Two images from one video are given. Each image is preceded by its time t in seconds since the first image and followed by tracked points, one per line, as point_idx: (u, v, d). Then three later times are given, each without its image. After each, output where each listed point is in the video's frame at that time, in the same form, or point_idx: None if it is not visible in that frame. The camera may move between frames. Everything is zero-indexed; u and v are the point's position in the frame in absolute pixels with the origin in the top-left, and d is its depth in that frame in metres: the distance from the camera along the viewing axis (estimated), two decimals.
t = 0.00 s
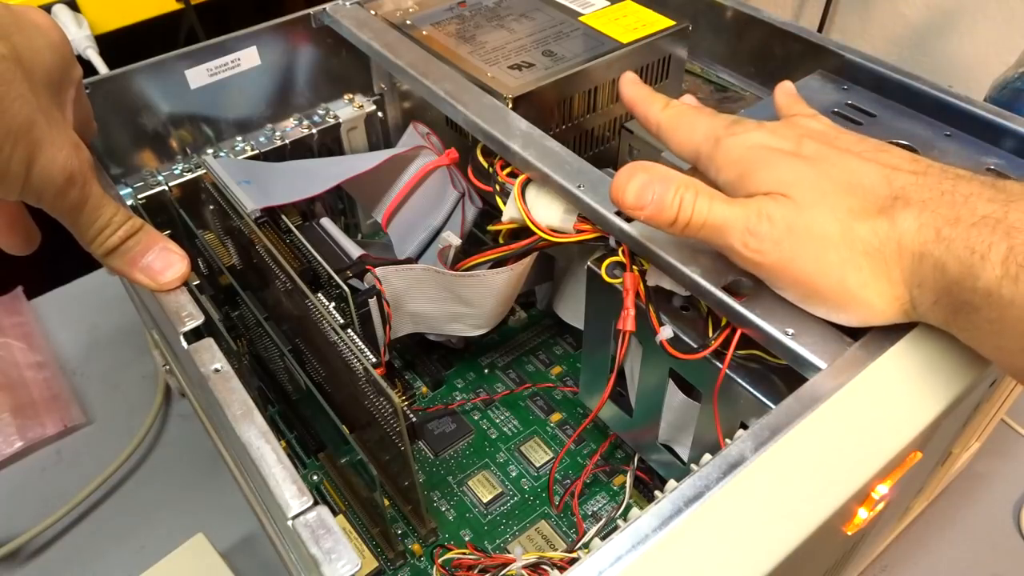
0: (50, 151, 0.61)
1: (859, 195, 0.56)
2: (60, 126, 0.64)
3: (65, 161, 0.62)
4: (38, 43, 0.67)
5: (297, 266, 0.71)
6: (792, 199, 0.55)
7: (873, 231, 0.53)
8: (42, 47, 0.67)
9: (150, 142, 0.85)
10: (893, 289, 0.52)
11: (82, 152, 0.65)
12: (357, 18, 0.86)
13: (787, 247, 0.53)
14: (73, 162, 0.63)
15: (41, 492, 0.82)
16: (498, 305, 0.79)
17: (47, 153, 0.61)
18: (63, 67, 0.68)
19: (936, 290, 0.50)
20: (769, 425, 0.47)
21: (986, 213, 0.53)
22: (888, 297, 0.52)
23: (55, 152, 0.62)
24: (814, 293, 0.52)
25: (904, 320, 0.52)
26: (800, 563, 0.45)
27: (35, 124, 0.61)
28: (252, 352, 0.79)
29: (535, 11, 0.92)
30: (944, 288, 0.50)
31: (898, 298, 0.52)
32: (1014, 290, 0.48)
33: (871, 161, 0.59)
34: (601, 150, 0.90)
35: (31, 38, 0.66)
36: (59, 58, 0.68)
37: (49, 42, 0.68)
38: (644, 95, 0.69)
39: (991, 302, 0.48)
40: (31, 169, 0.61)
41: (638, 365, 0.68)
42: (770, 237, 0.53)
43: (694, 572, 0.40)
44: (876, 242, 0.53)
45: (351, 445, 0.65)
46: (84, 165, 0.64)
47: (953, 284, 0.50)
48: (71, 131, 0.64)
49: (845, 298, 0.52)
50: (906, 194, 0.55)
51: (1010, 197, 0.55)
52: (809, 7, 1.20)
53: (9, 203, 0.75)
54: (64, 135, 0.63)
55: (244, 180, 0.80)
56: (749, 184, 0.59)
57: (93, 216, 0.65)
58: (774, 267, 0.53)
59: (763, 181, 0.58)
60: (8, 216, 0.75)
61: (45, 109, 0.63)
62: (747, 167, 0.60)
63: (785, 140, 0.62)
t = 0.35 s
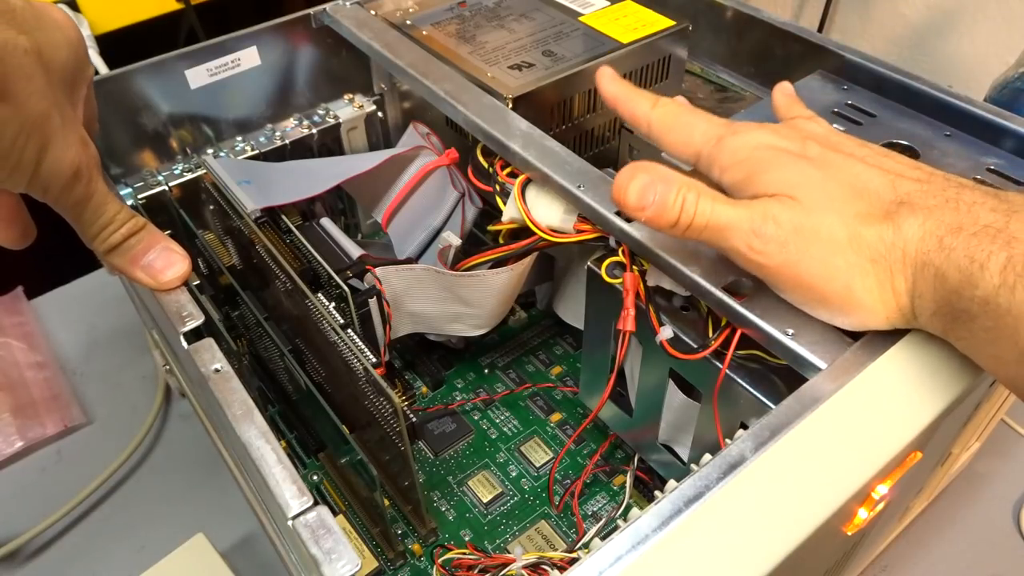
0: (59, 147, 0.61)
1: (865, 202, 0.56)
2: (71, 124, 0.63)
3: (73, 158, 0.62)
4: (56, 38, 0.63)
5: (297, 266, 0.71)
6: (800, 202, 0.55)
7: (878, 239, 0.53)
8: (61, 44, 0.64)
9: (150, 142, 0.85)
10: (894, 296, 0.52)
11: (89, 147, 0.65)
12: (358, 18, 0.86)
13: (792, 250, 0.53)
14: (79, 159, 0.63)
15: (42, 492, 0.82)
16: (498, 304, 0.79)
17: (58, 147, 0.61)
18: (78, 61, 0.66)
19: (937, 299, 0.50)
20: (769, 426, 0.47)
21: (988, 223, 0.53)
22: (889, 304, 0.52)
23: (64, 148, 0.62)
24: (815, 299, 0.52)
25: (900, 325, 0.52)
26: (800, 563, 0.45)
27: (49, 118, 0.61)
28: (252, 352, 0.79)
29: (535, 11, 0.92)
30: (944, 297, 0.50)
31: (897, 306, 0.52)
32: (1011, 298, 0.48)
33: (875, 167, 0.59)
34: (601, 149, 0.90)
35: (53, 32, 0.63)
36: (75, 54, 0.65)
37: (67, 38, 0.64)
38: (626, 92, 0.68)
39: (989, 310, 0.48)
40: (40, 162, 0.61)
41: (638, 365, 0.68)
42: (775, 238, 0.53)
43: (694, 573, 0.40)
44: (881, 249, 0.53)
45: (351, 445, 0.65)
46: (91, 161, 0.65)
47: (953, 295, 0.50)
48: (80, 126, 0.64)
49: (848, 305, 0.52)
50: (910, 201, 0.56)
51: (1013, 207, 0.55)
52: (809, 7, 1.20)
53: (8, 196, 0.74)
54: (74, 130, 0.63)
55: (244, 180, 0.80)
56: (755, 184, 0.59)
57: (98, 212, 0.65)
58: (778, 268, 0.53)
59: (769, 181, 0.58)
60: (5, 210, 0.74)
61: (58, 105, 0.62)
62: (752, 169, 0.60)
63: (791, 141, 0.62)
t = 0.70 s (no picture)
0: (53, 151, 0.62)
1: (942, 152, 0.56)
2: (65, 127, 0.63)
3: (67, 162, 0.63)
4: (51, 41, 0.64)
5: (297, 266, 0.71)
6: (873, 123, 0.56)
7: (947, 187, 0.53)
8: (57, 47, 0.64)
9: (150, 142, 0.85)
10: (945, 248, 0.52)
11: (83, 150, 0.65)
12: (357, 18, 0.86)
13: (858, 168, 0.54)
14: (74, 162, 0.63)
15: (42, 492, 0.82)
16: (497, 304, 0.79)
17: (51, 151, 0.61)
18: (74, 64, 0.67)
19: (986, 264, 0.50)
20: (769, 426, 0.47)
21: None
22: (936, 258, 0.52)
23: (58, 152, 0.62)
24: (862, 227, 0.54)
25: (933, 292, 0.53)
26: (801, 563, 0.45)
27: (43, 123, 0.61)
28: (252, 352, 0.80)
29: (535, 11, 0.92)
30: (997, 260, 0.50)
31: (945, 261, 0.52)
32: None
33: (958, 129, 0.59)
34: (601, 149, 0.90)
35: (47, 34, 0.63)
36: (71, 57, 0.66)
37: (61, 41, 0.65)
38: (706, 11, 0.67)
39: None
40: (32, 167, 0.61)
41: (638, 365, 0.68)
42: (845, 154, 0.54)
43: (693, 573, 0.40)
44: (948, 198, 0.53)
45: (351, 445, 0.65)
46: (86, 164, 0.65)
47: (1009, 257, 0.49)
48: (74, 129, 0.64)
49: (891, 242, 0.53)
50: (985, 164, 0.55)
51: None
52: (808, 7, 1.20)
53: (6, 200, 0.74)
54: (68, 133, 0.63)
55: (244, 180, 0.80)
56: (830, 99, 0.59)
57: (94, 213, 0.65)
58: (836, 182, 0.54)
59: (850, 100, 0.59)
60: (3, 214, 0.74)
61: (53, 107, 0.63)
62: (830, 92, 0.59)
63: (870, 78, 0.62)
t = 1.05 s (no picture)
0: (49, 152, 0.62)
1: (884, 187, 0.56)
2: (60, 128, 0.64)
3: (64, 164, 0.63)
4: (45, 44, 0.65)
5: (297, 266, 0.71)
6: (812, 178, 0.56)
7: (895, 225, 0.53)
8: (49, 50, 0.65)
9: (150, 142, 0.85)
10: (902, 284, 0.52)
11: (78, 153, 0.65)
12: (357, 18, 0.86)
13: (802, 228, 0.54)
14: (70, 164, 0.63)
15: (41, 492, 0.82)
16: (497, 304, 0.79)
17: (46, 155, 0.61)
18: (70, 66, 0.67)
19: (945, 294, 0.50)
20: (769, 425, 0.47)
21: (1007, 222, 0.52)
22: (898, 293, 0.52)
23: (54, 154, 0.62)
24: (823, 280, 0.54)
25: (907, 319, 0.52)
26: (800, 564, 0.45)
27: (37, 126, 0.61)
28: (252, 352, 0.80)
29: (535, 11, 0.92)
30: (953, 292, 0.50)
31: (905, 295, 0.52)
32: None
33: (902, 158, 0.59)
34: (601, 150, 0.90)
35: (41, 38, 0.65)
36: (65, 60, 0.66)
37: (55, 43, 0.66)
38: (656, 82, 0.72)
39: (1000, 306, 0.48)
40: (27, 172, 0.61)
41: (638, 365, 0.68)
42: (788, 216, 0.54)
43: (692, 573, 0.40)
44: (894, 238, 0.53)
45: (351, 445, 0.65)
46: (81, 166, 0.65)
47: (962, 288, 0.49)
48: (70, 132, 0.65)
49: (854, 290, 0.52)
50: (928, 193, 0.56)
51: None
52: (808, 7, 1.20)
53: (7, 208, 0.74)
54: (63, 136, 0.63)
55: (244, 180, 0.80)
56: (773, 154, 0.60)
57: (92, 216, 0.65)
58: (788, 245, 0.54)
59: (788, 158, 0.59)
60: (4, 219, 0.74)
61: (48, 110, 0.63)
62: (773, 144, 0.61)
63: (814, 122, 0.63)
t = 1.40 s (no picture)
0: (52, 151, 0.62)
1: (887, 186, 0.56)
2: (62, 127, 0.63)
3: (66, 163, 0.63)
4: (48, 43, 0.65)
5: (297, 266, 0.71)
6: (817, 175, 0.57)
7: (897, 223, 0.54)
8: (52, 48, 0.65)
9: (150, 142, 0.85)
10: (907, 282, 0.52)
11: (81, 152, 0.65)
12: (357, 18, 0.86)
13: (808, 223, 0.54)
14: (72, 163, 0.63)
15: (41, 492, 0.82)
16: (497, 304, 0.79)
17: (49, 155, 0.61)
18: (72, 67, 0.67)
19: (949, 291, 0.50)
20: (769, 426, 0.47)
21: (1012, 220, 0.52)
22: (902, 289, 0.52)
23: (56, 153, 0.62)
24: (828, 275, 0.54)
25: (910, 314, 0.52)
26: (800, 564, 0.45)
27: (39, 126, 0.61)
28: (252, 351, 0.80)
29: (535, 11, 0.92)
30: (957, 288, 0.50)
31: (909, 291, 0.52)
32: None
33: (905, 154, 0.60)
34: (601, 149, 0.90)
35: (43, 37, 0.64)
36: (67, 59, 0.66)
37: (57, 42, 0.65)
38: (663, 72, 0.74)
39: (1003, 303, 0.48)
40: (30, 171, 0.61)
41: (638, 365, 0.68)
42: (793, 210, 0.55)
43: (693, 573, 0.40)
44: (899, 233, 0.53)
45: (351, 445, 0.65)
46: (84, 165, 0.65)
47: (967, 286, 0.50)
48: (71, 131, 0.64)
49: (859, 283, 0.53)
50: (935, 189, 0.56)
51: None
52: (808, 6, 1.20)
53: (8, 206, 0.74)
54: (66, 137, 0.63)
55: (244, 180, 0.80)
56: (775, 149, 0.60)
57: (93, 215, 0.65)
58: (794, 237, 0.54)
59: (792, 154, 0.59)
60: (5, 219, 0.74)
61: (50, 109, 0.63)
62: (776, 139, 0.61)
63: (821, 118, 0.63)
